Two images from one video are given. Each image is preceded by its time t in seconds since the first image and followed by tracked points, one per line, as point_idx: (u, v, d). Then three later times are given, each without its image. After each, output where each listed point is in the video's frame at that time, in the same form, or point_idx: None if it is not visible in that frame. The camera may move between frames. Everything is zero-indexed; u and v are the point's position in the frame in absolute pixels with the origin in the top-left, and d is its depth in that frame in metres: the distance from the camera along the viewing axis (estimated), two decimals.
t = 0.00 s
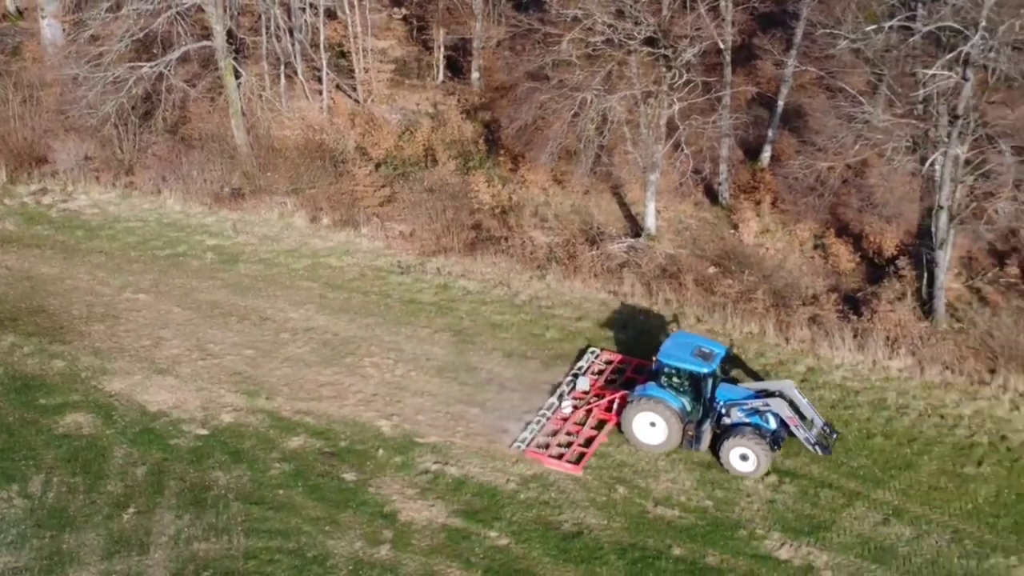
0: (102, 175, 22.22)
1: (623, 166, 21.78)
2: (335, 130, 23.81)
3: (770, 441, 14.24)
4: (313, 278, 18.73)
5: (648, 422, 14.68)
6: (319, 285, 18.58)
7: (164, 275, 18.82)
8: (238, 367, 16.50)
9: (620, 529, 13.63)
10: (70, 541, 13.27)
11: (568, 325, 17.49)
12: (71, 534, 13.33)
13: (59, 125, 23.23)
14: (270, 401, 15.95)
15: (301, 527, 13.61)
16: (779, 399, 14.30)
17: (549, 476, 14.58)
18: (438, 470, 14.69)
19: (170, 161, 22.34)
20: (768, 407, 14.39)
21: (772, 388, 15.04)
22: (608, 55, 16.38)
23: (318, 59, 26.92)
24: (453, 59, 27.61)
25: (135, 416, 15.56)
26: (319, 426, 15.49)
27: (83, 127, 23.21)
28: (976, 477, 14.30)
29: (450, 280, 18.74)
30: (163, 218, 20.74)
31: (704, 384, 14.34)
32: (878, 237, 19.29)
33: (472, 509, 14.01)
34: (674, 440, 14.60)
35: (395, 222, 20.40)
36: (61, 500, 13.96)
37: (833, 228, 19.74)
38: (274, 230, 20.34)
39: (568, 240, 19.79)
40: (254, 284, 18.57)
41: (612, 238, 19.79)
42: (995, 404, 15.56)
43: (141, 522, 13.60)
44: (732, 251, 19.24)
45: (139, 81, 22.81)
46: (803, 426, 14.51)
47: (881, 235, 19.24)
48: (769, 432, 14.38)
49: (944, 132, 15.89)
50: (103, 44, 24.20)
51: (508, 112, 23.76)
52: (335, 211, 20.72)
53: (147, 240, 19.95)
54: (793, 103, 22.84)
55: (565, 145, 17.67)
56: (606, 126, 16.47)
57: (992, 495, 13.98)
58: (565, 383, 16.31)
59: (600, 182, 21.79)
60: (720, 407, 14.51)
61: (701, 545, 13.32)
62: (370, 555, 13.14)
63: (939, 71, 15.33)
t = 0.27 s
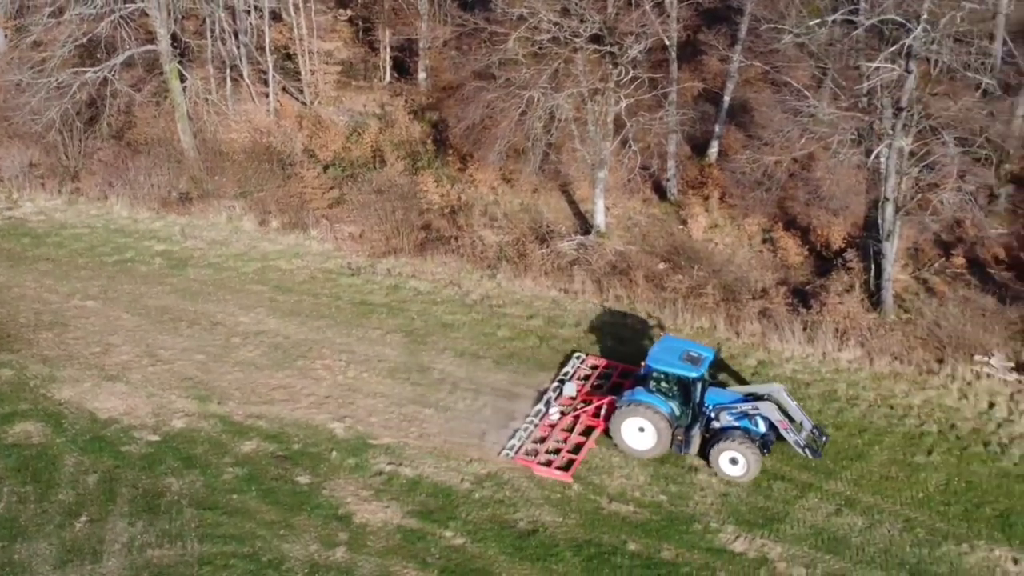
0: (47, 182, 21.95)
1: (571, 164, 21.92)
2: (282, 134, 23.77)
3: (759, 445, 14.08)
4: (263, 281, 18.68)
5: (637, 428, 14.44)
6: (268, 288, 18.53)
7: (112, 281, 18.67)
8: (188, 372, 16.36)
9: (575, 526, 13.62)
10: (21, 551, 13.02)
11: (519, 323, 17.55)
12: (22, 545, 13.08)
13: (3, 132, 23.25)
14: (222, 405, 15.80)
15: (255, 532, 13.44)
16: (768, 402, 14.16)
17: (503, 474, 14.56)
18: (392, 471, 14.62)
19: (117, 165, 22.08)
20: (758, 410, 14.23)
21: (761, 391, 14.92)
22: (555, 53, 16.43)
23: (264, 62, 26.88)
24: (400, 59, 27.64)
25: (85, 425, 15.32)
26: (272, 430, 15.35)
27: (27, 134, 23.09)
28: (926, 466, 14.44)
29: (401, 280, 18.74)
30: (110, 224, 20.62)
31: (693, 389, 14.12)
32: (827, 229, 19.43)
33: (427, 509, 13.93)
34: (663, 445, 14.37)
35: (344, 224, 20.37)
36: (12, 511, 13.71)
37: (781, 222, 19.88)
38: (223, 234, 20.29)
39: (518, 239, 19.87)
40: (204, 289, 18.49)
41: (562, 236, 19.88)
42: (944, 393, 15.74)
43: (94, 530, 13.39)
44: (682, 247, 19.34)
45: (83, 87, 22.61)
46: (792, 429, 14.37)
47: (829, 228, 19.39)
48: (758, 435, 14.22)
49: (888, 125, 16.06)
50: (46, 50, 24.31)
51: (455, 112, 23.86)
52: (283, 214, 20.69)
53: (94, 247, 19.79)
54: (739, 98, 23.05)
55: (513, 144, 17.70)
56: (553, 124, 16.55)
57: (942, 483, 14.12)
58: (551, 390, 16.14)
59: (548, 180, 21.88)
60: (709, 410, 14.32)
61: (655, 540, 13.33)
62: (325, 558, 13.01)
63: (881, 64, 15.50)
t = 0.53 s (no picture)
0: (4, 188, 21.99)
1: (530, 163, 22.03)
2: (241, 136, 23.69)
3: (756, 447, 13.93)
4: (224, 284, 18.64)
5: (633, 432, 14.27)
6: (229, 291, 18.49)
7: (72, 286, 18.55)
8: (151, 377, 16.26)
9: (540, 524, 13.60)
10: None
11: (481, 322, 17.60)
12: None
13: None
14: (184, 409, 15.67)
15: (220, 535, 13.28)
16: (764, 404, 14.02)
17: (468, 474, 14.53)
18: (357, 472, 14.55)
19: (75, 171, 21.98)
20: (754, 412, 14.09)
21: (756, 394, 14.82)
22: (513, 51, 16.53)
23: (222, 64, 26.85)
24: (358, 60, 27.70)
25: (46, 431, 15.09)
26: (235, 433, 15.21)
27: None
28: (887, 457, 14.52)
29: (362, 281, 18.74)
30: (69, 229, 20.53)
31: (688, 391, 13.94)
32: (787, 225, 19.58)
33: (392, 510, 13.86)
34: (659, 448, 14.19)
35: (305, 225, 20.36)
36: None
37: (741, 218, 19.97)
38: (183, 238, 20.24)
39: (480, 238, 19.94)
40: (165, 293, 18.43)
41: (523, 234, 19.95)
42: (905, 385, 15.84)
43: (56, 536, 13.14)
44: (643, 244, 19.44)
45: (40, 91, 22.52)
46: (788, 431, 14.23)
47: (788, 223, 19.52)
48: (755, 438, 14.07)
49: (845, 119, 16.19)
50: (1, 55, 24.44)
51: (415, 112, 23.95)
52: (244, 216, 20.69)
53: (53, 253, 19.65)
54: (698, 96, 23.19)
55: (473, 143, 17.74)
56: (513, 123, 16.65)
57: (904, 474, 14.21)
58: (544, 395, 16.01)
59: (509, 179, 21.96)
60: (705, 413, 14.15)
61: (621, 536, 13.32)
62: (290, 560, 12.89)
63: (838, 58, 15.59)
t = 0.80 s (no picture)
0: None
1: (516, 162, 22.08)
2: (227, 137, 23.62)
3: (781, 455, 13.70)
4: (210, 285, 18.64)
5: (656, 440, 14.09)
6: (215, 292, 18.49)
7: (58, 288, 18.53)
8: (137, 378, 16.25)
9: (528, 523, 13.61)
10: None
11: (468, 322, 17.62)
12: None
13: None
14: (171, 411, 15.65)
15: (208, 536, 13.26)
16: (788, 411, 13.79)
17: (457, 473, 14.54)
18: (345, 472, 14.55)
19: (60, 172, 21.93)
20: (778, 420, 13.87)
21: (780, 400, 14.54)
22: (498, 51, 16.58)
23: (207, 65, 26.85)
24: (343, 61, 27.73)
25: (33, 433, 15.04)
26: (223, 434, 15.19)
27: None
28: (873, 454, 14.55)
29: (349, 281, 18.75)
30: (55, 231, 20.49)
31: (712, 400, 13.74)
32: (773, 223, 19.68)
33: (380, 510, 13.86)
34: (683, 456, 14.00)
35: (292, 226, 20.38)
36: None
37: (727, 217, 20.07)
38: (169, 239, 20.23)
39: (466, 237, 19.98)
40: (151, 294, 18.43)
41: (509, 233, 19.99)
42: (891, 382, 15.87)
43: (44, 538, 13.11)
44: (630, 242, 19.46)
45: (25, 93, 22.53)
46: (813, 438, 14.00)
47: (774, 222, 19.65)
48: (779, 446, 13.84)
49: (831, 117, 16.24)
50: None
51: (400, 113, 24.00)
52: (230, 217, 20.70)
53: (39, 254, 19.62)
54: (683, 95, 23.24)
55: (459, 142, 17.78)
56: (499, 122, 16.71)
57: (891, 472, 14.24)
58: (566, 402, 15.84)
59: (495, 178, 22.00)
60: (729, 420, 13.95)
61: (610, 535, 13.33)
62: (279, 561, 12.88)
63: (822, 57, 15.61)
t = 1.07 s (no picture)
0: None
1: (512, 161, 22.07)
2: (223, 137, 23.64)
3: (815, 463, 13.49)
4: (206, 285, 18.64)
5: (689, 447, 13.92)
6: (211, 291, 18.49)
7: (54, 287, 18.53)
8: (134, 378, 16.25)
9: (526, 522, 13.61)
10: None
11: (465, 321, 17.62)
12: None
13: None
14: (168, 410, 15.65)
15: (205, 536, 13.26)
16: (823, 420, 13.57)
17: (454, 472, 14.54)
18: (342, 472, 14.55)
19: (56, 172, 21.90)
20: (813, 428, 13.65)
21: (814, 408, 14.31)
22: (495, 50, 16.60)
23: (203, 65, 26.84)
24: (340, 60, 27.67)
25: (29, 433, 15.04)
26: (220, 434, 15.18)
27: None
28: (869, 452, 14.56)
29: (345, 281, 18.75)
30: (51, 231, 20.49)
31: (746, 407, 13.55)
32: (769, 222, 19.65)
33: (377, 509, 13.86)
34: (715, 464, 13.84)
35: (288, 226, 20.38)
36: None
37: (723, 216, 20.01)
38: (164, 239, 20.22)
39: (463, 237, 19.99)
40: (147, 294, 18.43)
41: (505, 233, 19.99)
42: (888, 381, 15.87)
43: (40, 538, 13.11)
44: (626, 241, 19.46)
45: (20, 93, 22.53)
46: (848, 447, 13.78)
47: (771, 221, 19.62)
48: (813, 454, 13.64)
49: (827, 115, 16.24)
50: None
51: (396, 112, 23.98)
52: (226, 217, 20.69)
53: (35, 254, 19.61)
54: (679, 94, 23.22)
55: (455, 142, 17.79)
56: (495, 121, 16.73)
57: (888, 470, 14.25)
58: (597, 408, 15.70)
59: (491, 177, 21.98)
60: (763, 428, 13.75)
61: (607, 534, 13.34)
62: (275, 560, 12.88)
63: (819, 55, 15.61)
